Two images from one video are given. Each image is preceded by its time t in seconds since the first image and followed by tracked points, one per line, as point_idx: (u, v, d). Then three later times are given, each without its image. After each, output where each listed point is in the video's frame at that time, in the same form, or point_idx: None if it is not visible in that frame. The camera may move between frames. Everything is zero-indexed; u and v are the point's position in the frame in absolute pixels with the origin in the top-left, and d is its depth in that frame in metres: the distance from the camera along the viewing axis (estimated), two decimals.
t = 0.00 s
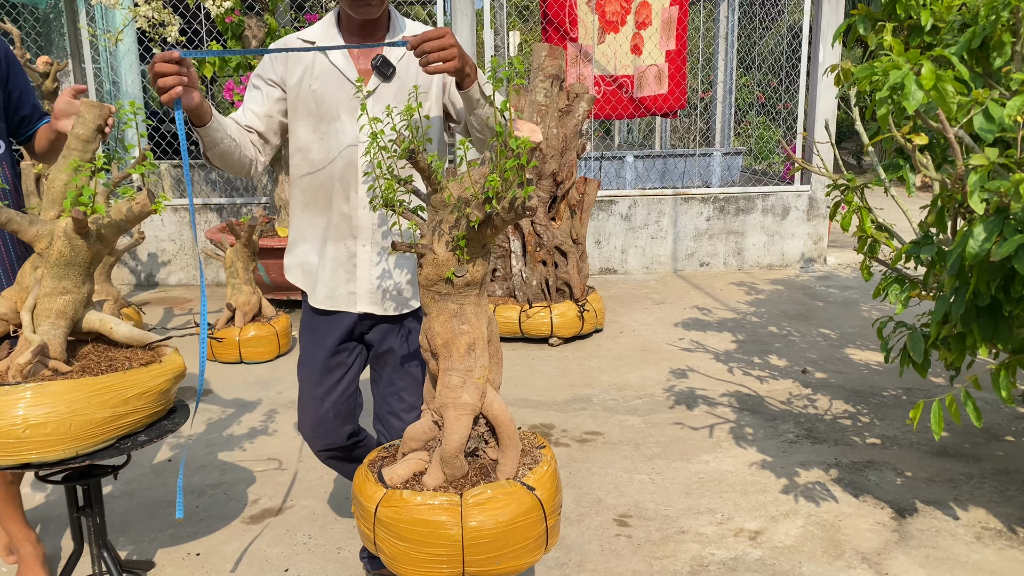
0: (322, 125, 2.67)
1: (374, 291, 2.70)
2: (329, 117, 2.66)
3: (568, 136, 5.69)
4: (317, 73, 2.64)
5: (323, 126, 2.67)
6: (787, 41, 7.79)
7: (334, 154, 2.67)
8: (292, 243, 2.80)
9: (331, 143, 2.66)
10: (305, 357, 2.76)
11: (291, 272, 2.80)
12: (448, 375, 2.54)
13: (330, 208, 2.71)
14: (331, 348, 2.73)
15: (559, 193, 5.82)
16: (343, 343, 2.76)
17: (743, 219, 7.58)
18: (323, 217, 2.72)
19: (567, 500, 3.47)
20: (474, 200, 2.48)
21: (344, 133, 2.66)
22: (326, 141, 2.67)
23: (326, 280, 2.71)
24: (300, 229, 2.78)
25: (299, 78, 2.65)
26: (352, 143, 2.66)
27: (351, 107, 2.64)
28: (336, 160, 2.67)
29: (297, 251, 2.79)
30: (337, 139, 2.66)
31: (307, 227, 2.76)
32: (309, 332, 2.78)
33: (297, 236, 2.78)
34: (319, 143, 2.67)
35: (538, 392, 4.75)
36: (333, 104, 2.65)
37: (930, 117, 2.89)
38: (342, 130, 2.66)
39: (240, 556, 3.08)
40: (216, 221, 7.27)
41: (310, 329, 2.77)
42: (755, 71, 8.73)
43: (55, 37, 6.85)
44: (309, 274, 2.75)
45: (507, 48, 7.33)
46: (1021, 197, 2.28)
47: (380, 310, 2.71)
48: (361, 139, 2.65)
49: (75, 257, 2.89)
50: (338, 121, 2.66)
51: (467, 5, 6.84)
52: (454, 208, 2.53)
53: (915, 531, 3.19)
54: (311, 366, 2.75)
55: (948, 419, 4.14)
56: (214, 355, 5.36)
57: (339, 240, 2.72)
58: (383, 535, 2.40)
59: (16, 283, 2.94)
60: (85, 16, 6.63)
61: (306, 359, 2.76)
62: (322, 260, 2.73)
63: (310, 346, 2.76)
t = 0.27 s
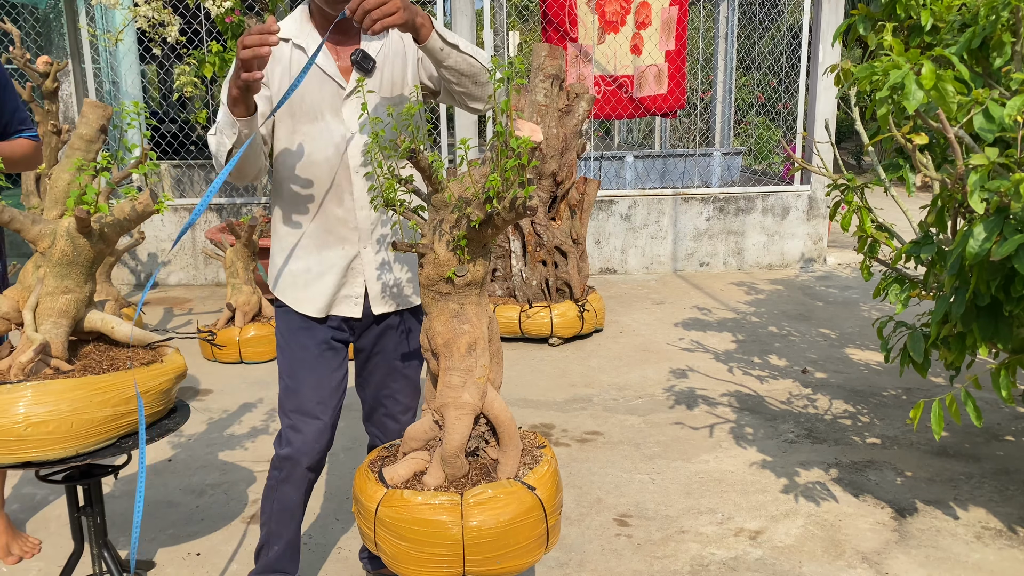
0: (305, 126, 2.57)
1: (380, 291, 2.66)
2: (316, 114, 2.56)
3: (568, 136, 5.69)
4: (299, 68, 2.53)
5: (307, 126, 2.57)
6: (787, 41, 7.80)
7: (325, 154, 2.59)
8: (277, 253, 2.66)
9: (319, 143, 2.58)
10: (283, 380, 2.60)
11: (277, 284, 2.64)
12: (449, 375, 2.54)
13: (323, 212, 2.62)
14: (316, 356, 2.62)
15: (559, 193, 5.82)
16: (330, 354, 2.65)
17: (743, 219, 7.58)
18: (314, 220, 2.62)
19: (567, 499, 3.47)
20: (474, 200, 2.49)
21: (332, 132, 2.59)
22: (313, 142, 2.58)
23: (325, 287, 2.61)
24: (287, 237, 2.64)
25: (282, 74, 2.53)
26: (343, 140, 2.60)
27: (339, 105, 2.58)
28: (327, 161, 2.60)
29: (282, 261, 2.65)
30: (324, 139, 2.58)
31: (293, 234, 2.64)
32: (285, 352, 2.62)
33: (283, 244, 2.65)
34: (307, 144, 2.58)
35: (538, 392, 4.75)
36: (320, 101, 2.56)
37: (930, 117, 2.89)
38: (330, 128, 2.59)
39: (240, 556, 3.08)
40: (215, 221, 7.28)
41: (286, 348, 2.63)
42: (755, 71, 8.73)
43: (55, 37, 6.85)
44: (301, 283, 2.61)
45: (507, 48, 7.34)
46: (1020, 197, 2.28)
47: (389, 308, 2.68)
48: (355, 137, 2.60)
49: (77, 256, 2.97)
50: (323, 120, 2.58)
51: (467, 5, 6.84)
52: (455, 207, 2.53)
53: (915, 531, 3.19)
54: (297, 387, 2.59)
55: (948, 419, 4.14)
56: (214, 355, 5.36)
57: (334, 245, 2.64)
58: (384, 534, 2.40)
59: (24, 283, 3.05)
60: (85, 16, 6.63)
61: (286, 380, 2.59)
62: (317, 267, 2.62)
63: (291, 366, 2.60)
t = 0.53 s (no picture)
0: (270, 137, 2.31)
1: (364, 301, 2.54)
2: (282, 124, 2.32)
3: (568, 136, 5.69)
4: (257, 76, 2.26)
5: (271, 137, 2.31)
6: (786, 42, 7.80)
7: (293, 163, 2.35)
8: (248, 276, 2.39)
9: (289, 152, 2.34)
10: (247, 413, 2.36)
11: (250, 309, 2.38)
12: (449, 375, 2.55)
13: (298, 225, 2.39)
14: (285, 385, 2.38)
15: (559, 193, 5.82)
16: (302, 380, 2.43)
17: (742, 219, 7.58)
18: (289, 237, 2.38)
19: (567, 500, 3.47)
20: (474, 200, 2.49)
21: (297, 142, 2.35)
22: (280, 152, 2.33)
23: (309, 305, 2.41)
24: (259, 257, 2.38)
25: (241, 83, 2.24)
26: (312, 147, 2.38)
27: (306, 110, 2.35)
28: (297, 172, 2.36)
29: (254, 285, 2.38)
30: (291, 148, 2.34)
31: (267, 254, 2.38)
32: (249, 383, 2.38)
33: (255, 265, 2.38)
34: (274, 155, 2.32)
35: (538, 392, 4.75)
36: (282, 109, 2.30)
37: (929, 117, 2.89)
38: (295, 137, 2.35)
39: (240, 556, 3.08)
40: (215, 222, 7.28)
41: (249, 378, 2.38)
42: (755, 71, 8.73)
43: (55, 37, 6.85)
44: (281, 306, 2.37)
45: (507, 48, 7.35)
46: (1020, 198, 2.28)
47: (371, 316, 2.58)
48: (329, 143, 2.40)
49: (78, 258, 3.00)
50: (289, 131, 2.33)
51: (467, 6, 6.84)
52: (454, 208, 2.53)
53: (915, 531, 3.20)
54: (267, 419, 2.35)
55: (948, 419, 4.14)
56: (214, 355, 5.36)
57: (314, 259, 2.43)
58: (384, 535, 2.40)
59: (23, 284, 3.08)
60: (85, 16, 6.62)
61: (251, 413, 2.36)
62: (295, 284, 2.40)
63: (260, 398, 2.36)
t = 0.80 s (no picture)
0: (233, 142, 2.19)
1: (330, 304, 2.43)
2: (244, 126, 2.19)
3: (568, 136, 5.68)
4: (214, 76, 2.12)
5: (234, 142, 2.18)
6: (786, 42, 7.80)
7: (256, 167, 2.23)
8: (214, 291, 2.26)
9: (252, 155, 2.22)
10: (220, 430, 2.27)
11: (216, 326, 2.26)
12: (448, 375, 2.55)
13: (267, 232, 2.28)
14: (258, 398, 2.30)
15: (558, 193, 5.82)
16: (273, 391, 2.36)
17: (742, 220, 7.58)
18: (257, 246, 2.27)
19: (567, 500, 3.47)
20: (474, 201, 2.49)
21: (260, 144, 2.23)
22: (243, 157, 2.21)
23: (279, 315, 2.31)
24: (223, 270, 2.25)
25: (202, 85, 2.10)
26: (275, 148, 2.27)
27: (266, 109, 2.23)
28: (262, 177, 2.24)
29: (220, 300, 2.25)
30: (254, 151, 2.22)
31: (232, 265, 2.25)
32: (218, 400, 2.27)
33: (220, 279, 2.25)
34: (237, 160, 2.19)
35: (537, 393, 4.75)
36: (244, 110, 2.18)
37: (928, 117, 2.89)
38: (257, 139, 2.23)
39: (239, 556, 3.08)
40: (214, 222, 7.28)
41: (218, 394, 2.27)
42: (755, 71, 8.73)
43: (54, 38, 6.84)
44: (251, 320, 2.27)
45: (507, 48, 7.35)
46: (1019, 198, 2.28)
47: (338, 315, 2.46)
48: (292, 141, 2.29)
49: (76, 257, 2.98)
50: (251, 133, 2.21)
51: (466, 6, 6.83)
52: (454, 208, 2.54)
53: (914, 532, 3.20)
54: (243, 435, 2.28)
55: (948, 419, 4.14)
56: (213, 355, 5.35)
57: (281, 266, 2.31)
58: (383, 535, 2.40)
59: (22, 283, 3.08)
60: (84, 16, 6.61)
61: (226, 430, 2.27)
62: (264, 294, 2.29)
63: (234, 415, 2.27)
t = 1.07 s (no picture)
0: (235, 153, 2.13)
1: (320, 307, 2.41)
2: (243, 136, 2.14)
3: (567, 136, 5.68)
4: (213, 88, 2.06)
5: (234, 153, 2.13)
6: (786, 41, 7.80)
7: (255, 174, 2.18)
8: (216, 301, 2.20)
9: (252, 164, 2.17)
10: (221, 439, 2.24)
11: (217, 335, 2.21)
12: (448, 376, 2.55)
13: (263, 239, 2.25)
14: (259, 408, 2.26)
15: (558, 193, 5.82)
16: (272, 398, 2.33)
17: (742, 220, 7.58)
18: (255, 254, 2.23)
19: (566, 500, 3.47)
20: (474, 201, 2.49)
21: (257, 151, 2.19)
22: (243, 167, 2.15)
23: (275, 322, 2.29)
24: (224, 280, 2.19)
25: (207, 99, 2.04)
26: (271, 154, 2.23)
27: (261, 115, 2.19)
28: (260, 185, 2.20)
29: (221, 311, 2.20)
30: (253, 159, 2.18)
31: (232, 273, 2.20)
32: (220, 409, 2.24)
33: (220, 289, 2.20)
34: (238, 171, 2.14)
35: (537, 393, 4.75)
36: (243, 120, 2.14)
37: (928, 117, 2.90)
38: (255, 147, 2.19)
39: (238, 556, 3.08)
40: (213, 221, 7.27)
41: (219, 403, 2.24)
42: (755, 71, 8.73)
43: (54, 38, 6.84)
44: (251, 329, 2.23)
45: (507, 49, 7.35)
46: (1019, 198, 2.28)
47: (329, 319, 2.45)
48: (286, 146, 2.26)
49: (76, 258, 2.98)
50: (249, 141, 2.16)
51: (466, 6, 6.83)
52: (454, 208, 2.54)
53: (914, 532, 3.20)
54: (246, 445, 2.25)
55: (947, 419, 4.15)
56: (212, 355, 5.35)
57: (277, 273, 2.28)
58: (384, 535, 2.40)
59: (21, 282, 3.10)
60: (84, 16, 6.61)
61: (227, 439, 2.24)
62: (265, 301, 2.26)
63: (237, 424, 2.24)
